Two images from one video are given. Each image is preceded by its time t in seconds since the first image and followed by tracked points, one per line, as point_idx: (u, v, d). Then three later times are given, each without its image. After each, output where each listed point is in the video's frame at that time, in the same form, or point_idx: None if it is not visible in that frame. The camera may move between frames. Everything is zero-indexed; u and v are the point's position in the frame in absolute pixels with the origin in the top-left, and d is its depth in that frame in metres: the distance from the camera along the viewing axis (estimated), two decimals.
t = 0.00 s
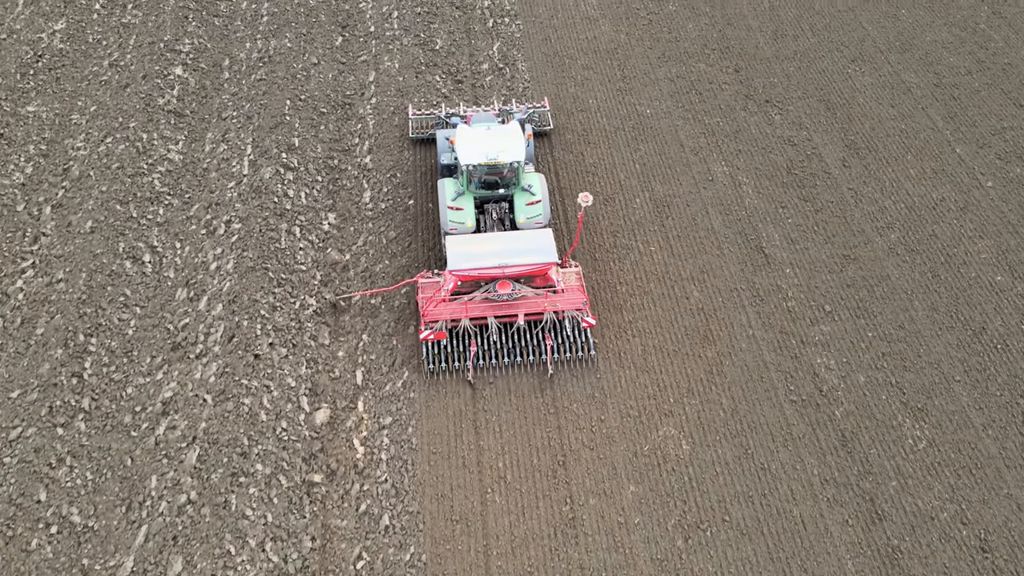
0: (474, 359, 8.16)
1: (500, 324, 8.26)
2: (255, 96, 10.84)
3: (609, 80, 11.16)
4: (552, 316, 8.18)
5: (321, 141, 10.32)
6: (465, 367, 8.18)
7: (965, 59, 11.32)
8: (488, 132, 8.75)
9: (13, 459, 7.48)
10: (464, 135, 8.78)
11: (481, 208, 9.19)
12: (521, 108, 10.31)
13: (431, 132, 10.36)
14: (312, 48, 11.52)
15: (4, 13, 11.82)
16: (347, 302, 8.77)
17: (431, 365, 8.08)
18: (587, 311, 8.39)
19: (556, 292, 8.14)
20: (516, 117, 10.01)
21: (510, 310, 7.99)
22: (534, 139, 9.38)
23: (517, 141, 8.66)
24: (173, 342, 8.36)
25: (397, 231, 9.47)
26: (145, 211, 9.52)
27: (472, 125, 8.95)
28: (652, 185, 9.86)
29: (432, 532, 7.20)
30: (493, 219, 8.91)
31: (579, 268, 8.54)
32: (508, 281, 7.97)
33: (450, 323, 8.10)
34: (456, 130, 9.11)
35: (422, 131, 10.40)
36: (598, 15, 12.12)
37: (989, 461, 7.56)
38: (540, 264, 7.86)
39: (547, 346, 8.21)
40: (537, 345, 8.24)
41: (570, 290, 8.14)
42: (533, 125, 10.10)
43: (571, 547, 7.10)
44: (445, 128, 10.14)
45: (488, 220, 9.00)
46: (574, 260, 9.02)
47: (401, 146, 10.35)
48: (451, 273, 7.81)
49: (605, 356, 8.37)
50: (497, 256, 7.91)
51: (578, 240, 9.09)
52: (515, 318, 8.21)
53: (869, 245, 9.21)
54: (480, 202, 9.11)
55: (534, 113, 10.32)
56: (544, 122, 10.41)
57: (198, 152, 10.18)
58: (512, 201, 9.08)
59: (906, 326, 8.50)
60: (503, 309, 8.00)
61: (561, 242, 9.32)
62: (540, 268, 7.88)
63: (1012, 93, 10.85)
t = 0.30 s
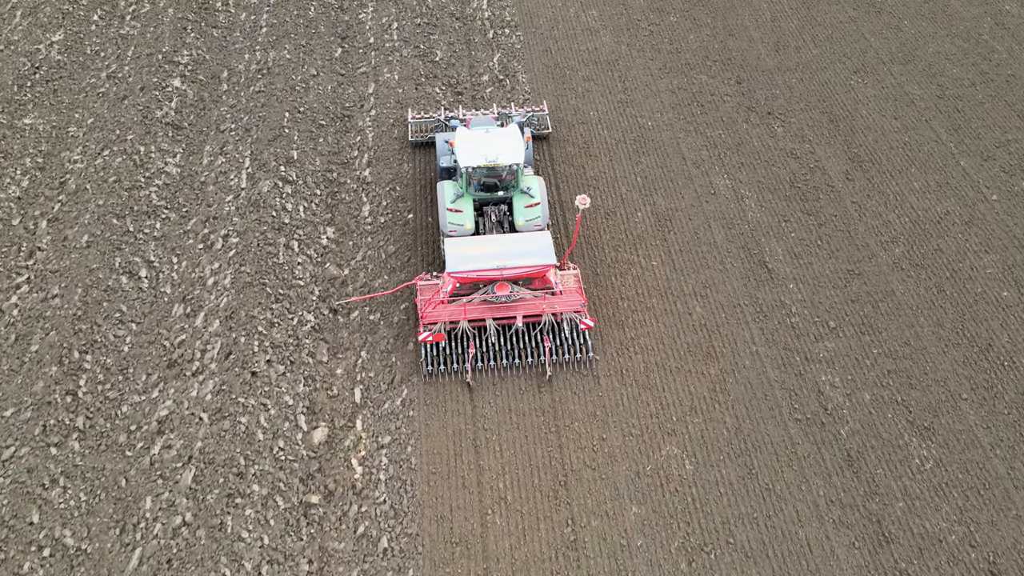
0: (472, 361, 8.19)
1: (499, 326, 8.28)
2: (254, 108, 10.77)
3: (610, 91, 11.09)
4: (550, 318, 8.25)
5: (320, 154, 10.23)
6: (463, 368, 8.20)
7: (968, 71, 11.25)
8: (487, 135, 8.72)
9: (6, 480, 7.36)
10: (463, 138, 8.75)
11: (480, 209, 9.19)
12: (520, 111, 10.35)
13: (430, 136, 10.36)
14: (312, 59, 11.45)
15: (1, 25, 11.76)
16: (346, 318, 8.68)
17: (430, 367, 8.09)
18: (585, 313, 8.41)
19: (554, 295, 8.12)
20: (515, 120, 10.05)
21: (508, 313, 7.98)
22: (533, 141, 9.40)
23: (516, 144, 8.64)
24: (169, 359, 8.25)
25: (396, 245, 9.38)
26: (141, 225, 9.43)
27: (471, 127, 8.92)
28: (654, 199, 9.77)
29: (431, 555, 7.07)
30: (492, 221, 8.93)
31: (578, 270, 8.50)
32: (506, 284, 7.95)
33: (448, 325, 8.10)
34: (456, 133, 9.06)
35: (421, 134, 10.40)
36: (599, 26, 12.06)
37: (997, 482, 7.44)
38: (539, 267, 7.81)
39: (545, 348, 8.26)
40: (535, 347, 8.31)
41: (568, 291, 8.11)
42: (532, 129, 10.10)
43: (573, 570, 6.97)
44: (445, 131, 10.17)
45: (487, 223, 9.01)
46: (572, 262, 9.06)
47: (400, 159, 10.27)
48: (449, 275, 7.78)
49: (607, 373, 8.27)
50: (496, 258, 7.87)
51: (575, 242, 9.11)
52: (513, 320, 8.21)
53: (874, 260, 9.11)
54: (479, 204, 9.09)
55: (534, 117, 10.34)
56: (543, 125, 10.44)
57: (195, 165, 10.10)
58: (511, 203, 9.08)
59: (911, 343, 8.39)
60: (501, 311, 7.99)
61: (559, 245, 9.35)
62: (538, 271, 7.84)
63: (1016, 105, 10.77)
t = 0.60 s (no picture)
0: (470, 363, 8.22)
1: (497, 328, 8.33)
2: (252, 120, 10.69)
3: (611, 103, 11.01)
4: (548, 320, 8.27)
5: (318, 167, 10.15)
6: (461, 370, 8.22)
7: (972, 82, 11.17)
8: (487, 138, 8.77)
9: None
10: (463, 141, 8.80)
11: (479, 212, 9.19)
12: (519, 115, 10.39)
13: (429, 139, 10.40)
14: (311, 71, 11.39)
15: None
16: (344, 334, 8.58)
17: (427, 368, 8.14)
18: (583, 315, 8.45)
19: (551, 296, 8.23)
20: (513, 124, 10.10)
21: (506, 314, 8.10)
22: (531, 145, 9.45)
23: (516, 147, 8.67)
24: (165, 377, 8.14)
25: (395, 260, 9.28)
26: (138, 239, 9.33)
27: (471, 130, 8.97)
28: (656, 213, 9.68)
29: None
30: (491, 224, 8.94)
31: (575, 272, 8.58)
32: (504, 286, 8.08)
33: (447, 326, 8.20)
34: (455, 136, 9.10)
35: (420, 137, 10.44)
36: (600, 37, 11.99)
37: (1005, 503, 7.32)
38: (537, 269, 7.90)
39: (544, 349, 8.25)
40: (533, 348, 8.29)
41: (566, 293, 8.25)
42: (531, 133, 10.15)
43: None
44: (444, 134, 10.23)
45: (486, 225, 9.00)
46: (570, 265, 9.08)
47: (399, 172, 10.19)
48: (448, 278, 7.90)
49: (609, 391, 8.16)
50: (494, 260, 7.97)
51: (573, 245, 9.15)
52: (512, 322, 8.29)
53: (878, 275, 9.01)
54: (478, 206, 9.10)
55: (533, 121, 10.39)
56: (541, 129, 10.47)
57: (193, 179, 10.01)
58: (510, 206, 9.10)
59: (917, 360, 8.28)
60: (500, 312, 8.11)
61: (557, 247, 9.35)
62: (536, 272, 7.94)
63: (1020, 117, 10.69)
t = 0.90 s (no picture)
0: (469, 364, 8.24)
1: (496, 329, 8.34)
2: (251, 132, 10.61)
3: (612, 115, 10.93)
4: (547, 322, 8.24)
5: (317, 180, 10.06)
6: (460, 372, 8.25)
7: (976, 94, 11.09)
8: (485, 141, 8.78)
9: None
10: (460, 143, 8.82)
11: (477, 214, 9.17)
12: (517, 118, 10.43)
13: (428, 142, 10.47)
14: (309, 82, 11.31)
15: None
16: (342, 350, 8.47)
17: (427, 369, 8.17)
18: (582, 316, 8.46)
19: (550, 298, 8.15)
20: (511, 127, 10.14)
21: (505, 316, 8.03)
22: (529, 147, 9.47)
23: (513, 149, 8.70)
24: (160, 395, 8.02)
25: (394, 274, 9.18)
26: (134, 253, 9.23)
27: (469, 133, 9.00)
28: (657, 227, 9.58)
29: None
30: (489, 226, 8.88)
31: (574, 275, 8.49)
32: (502, 287, 8.01)
33: (445, 329, 8.14)
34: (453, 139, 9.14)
35: (419, 141, 10.52)
36: (600, 48, 11.92)
37: (1015, 524, 7.19)
38: (536, 270, 7.87)
39: (542, 351, 8.29)
40: (532, 350, 8.33)
41: (565, 295, 8.14)
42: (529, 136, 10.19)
43: None
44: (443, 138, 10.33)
45: (484, 227, 8.97)
46: (568, 267, 9.11)
47: (399, 185, 10.10)
48: (446, 279, 7.82)
49: (611, 409, 8.04)
50: (492, 261, 7.89)
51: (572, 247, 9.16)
52: (511, 323, 8.25)
53: (883, 290, 8.90)
54: (477, 209, 9.08)
55: (531, 124, 10.42)
56: (540, 133, 10.51)
57: (190, 192, 9.92)
58: (508, 208, 9.08)
59: (923, 377, 8.17)
60: (498, 315, 8.04)
61: (555, 249, 9.36)
62: (535, 274, 7.88)
63: None
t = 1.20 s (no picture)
0: (468, 366, 8.19)
1: (495, 332, 8.27)
2: (248, 145, 10.53)
3: (613, 127, 10.84)
4: (546, 324, 8.14)
5: (315, 193, 9.97)
6: (459, 374, 8.20)
7: (979, 106, 11.01)
8: (483, 144, 8.82)
9: None
10: (459, 147, 8.86)
11: (476, 217, 9.19)
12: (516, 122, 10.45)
13: (427, 146, 10.44)
14: (308, 94, 11.23)
15: None
16: (340, 367, 8.35)
17: (425, 372, 8.12)
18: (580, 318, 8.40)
19: (549, 300, 8.10)
20: (510, 130, 10.16)
21: (503, 318, 7.96)
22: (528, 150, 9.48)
23: (511, 152, 8.75)
24: (155, 413, 7.90)
25: (393, 290, 9.07)
26: (130, 268, 9.13)
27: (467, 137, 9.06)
28: (659, 241, 9.48)
29: None
30: (488, 229, 8.93)
31: (573, 276, 8.46)
32: (501, 289, 7.95)
33: (444, 331, 8.10)
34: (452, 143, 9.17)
35: (418, 144, 10.51)
36: (601, 60, 11.85)
37: None
38: (534, 272, 7.83)
39: (541, 353, 8.23)
40: (530, 352, 8.27)
41: (564, 297, 8.11)
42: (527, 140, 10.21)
43: None
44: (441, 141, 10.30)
45: (483, 230, 9.02)
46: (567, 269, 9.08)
47: (398, 199, 10.00)
48: (445, 281, 7.80)
49: (613, 428, 7.92)
50: (490, 264, 7.90)
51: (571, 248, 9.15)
52: (509, 326, 8.21)
53: (888, 306, 8.80)
54: (475, 212, 9.11)
55: (529, 126, 10.42)
56: (538, 136, 10.52)
57: (187, 205, 9.82)
58: (507, 211, 9.10)
59: (929, 395, 8.05)
60: (497, 317, 7.97)
61: (552, 251, 9.36)
62: (534, 276, 7.84)
63: None
